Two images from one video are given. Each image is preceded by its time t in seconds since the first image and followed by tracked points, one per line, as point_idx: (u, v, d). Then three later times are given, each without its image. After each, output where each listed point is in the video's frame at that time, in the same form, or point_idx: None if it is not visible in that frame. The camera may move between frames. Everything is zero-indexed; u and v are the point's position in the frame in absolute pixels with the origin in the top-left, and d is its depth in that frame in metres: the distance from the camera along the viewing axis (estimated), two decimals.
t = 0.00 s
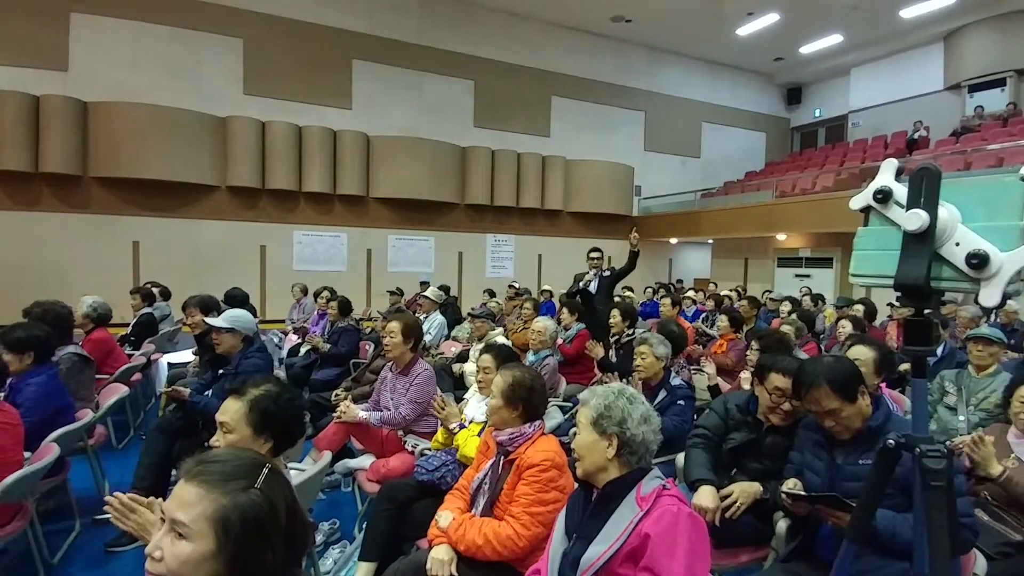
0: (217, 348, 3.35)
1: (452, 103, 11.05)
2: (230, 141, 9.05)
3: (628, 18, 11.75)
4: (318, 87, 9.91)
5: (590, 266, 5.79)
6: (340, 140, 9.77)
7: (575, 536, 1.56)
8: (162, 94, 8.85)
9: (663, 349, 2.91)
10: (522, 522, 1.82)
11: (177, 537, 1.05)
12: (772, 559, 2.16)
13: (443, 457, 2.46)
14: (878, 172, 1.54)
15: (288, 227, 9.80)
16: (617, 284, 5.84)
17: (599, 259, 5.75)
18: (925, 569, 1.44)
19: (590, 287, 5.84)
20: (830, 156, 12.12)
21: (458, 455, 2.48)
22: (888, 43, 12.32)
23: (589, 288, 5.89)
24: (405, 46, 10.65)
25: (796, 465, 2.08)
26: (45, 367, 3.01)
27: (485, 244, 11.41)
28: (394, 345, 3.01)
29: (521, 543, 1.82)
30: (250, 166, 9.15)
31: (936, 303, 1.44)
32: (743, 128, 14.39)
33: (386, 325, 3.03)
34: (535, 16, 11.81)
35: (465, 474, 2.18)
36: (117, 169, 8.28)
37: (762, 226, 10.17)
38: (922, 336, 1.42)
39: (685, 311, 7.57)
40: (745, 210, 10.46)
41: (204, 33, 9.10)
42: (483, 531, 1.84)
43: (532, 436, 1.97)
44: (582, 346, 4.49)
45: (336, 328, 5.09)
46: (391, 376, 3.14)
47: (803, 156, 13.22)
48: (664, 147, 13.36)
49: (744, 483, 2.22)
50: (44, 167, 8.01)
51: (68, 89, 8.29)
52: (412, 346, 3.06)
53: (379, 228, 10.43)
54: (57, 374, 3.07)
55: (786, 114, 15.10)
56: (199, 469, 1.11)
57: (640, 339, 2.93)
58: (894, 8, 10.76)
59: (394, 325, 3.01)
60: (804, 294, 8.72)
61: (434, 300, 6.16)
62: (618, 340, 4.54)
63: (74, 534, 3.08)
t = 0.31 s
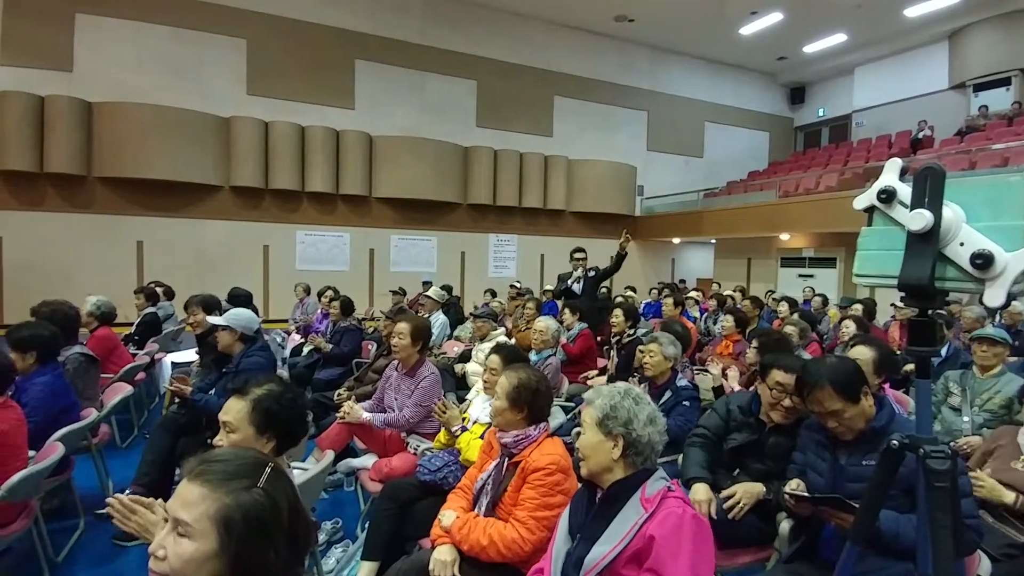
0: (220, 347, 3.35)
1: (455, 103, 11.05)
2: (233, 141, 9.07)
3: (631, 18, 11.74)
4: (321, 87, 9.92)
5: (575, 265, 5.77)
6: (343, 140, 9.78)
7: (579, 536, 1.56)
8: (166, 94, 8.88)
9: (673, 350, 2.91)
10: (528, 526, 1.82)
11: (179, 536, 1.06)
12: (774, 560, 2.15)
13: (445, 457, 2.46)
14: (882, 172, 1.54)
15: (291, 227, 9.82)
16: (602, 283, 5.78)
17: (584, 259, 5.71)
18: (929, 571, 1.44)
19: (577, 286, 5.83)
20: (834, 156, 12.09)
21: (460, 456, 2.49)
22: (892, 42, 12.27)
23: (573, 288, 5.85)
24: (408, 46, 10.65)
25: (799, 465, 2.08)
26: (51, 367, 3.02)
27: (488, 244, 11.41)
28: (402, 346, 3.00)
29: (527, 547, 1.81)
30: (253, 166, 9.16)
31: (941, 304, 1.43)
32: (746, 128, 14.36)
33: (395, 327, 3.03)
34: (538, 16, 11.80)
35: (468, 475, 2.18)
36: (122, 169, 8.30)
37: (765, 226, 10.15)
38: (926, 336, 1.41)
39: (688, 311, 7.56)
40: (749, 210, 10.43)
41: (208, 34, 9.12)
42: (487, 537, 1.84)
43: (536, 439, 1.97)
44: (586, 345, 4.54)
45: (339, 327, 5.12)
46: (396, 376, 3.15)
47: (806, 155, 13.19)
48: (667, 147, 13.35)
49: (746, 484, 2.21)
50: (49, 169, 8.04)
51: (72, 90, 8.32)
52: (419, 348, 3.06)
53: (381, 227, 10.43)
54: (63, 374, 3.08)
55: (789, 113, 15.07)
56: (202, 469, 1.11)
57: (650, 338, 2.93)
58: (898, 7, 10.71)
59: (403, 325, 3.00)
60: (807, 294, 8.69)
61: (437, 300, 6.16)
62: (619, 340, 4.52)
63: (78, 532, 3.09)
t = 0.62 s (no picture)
0: (221, 346, 3.36)
1: (455, 102, 11.04)
2: (234, 142, 9.08)
3: (631, 17, 11.73)
4: (322, 88, 9.92)
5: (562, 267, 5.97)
6: (344, 140, 9.78)
7: (583, 538, 1.56)
8: (167, 94, 8.88)
9: (675, 352, 2.90)
10: (527, 524, 1.82)
11: (181, 535, 1.06)
12: (773, 560, 2.15)
13: (445, 457, 2.46)
14: (883, 172, 1.54)
15: (292, 227, 9.83)
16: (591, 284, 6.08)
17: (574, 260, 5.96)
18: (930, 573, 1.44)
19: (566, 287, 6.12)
20: (834, 156, 12.08)
21: (461, 456, 2.49)
22: (893, 41, 12.25)
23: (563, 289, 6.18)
24: (408, 46, 10.65)
25: (799, 465, 2.07)
26: (52, 367, 3.03)
27: (488, 244, 11.41)
28: (407, 348, 3.00)
29: (526, 544, 1.81)
30: (254, 166, 9.17)
31: (940, 303, 1.43)
32: (747, 128, 14.36)
33: (400, 328, 3.02)
34: (539, 16, 11.80)
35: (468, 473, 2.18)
36: (122, 169, 8.31)
37: (766, 226, 10.14)
38: (927, 336, 1.41)
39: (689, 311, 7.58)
40: (750, 209, 10.42)
41: (209, 34, 9.13)
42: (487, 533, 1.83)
43: (537, 438, 1.98)
44: (589, 346, 4.53)
45: (340, 327, 5.12)
46: (399, 376, 3.15)
47: (808, 155, 13.17)
48: (668, 147, 13.35)
49: (747, 484, 2.20)
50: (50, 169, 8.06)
51: (73, 90, 8.33)
52: (423, 350, 3.07)
53: (382, 227, 10.44)
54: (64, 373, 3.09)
55: (790, 113, 15.06)
56: (203, 469, 1.11)
57: (652, 339, 2.92)
58: (898, 7, 10.70)
59: (408, 327, 3.01)
60: (808, 294, 8.69)
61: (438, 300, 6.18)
62: (623, 340, 4.51)
63: (78, 531, 3.10)
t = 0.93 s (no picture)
0: (222, 344, 3.36)
1: (455, 100, 11.03)
2: (234, 140, 9.08)
3: (632, 15, 11.71)
4: (322, 86, 9.92)
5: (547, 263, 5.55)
6: (344, 138, 9.77)
7: (586, 537, 1.56)
8: (167, 92, 8.87)
9: (679, 354, 2.90)
10: (526, 522, 1.82)
11: (181, 534, 1.06)
12: (773, 558, 2.15)
13: (446, 455, 2.46)
14: (884, 171, 1.54)
15: (292, 225, 9.82)
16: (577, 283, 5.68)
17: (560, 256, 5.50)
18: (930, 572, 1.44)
19: (553, 284, 5.63)
20: (835, 154, 12.07)
21: (461, 455, 2.49)
22: (894, 39, 12.23)
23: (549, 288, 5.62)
24: (408, 43, 10.63)
25: (799, 463, 2.07)
26: (53, 364, 3.02)
27: (489, 242, 11.41)
28: (402, 345, 3.01)
29: (523, 542, 1.81)
30: (254, 164, 9.17)
31: (941, 301, 1.42)
32: (748, 125, 14.35)
33: (395, 325, 3.03)
34: (539, 14, 11.78)
35: (467, 471, 2.18)
36: (122, 167, 8.30)
37: (767, 225, 10.13)
38: (927, 334, 1.41)
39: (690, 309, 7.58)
40: (750, 207, 10.40)
41: (210, 32, 9.12)
42: (483, 536, 1.83)
43: (536, 434, 1.98)
44: (592, 346, 4.52)
45: (341, 326, 5.11)
46: (396, 374, 3.15)
47: (808, 153, 13.16)
48: (668, 145, 13.34)
49: (746, 482, 2.20)
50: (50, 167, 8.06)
51: (74, 88, 8.32)
52: (419, 346, 3.07)
53: (382, 225, 10.43)
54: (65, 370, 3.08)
55: (791, 111, 15.05)
56: (204, 467, 1.11)
57: (655, 341, 2.92)
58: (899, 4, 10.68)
59: (402, 324, 3.01)
60: (808, 292, 8.69)
61: (438, 299, 6.17)
62: (625, 339, 4.48)
63: (80, 529, 3.10)
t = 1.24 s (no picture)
0: (223, 338, 3.36)
1: (456, 93, 11.00)
2: (234, 133, 9.06)
3: (634, 7, 11.65)
4: (322, 78, 9.89)
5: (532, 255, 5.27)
6: (344, 131, 9.75)
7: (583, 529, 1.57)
8: (167, 85, 8.85)
9: (680, 350, 2.90)
10: (528, 517, 1.83)
11: (183, 526, 1.05)
12: (771, 552, 2.15)
13: (446, 448, 2.47)
14: (886, 165, 1.53)
15: (292, 219, 9.81)
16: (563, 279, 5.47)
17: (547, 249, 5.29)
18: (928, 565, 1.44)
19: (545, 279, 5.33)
20: (837, 149, 12.04)
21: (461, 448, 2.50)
22: (897, 32, 12.18)
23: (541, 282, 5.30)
24: (409, 36, 10.59)
25: (798, 458, 2.08)
26: (55, 357, 3.03)
27: (489, 236, 11.39)
28: (397, 337, 3.02)
29: (526, 537, 1.82)
30: (254, 157, 9.16)
31: (942, 297, 1.43)
32: (749, 119, 14.31)
33: (388, 318, 3.03)
34: (540, 6, 11.72)
35: (469, 465, 2.19)
36: (122, 160, 8.29)
37: (768, 219, 10.11)
38: (926, 329, 1.42)
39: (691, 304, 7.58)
40: (751, 201, 10.39)
41: (210, 24, 9.09)
42: (487, 530, 1.83)
43: (537, 429, 1.98)
44: (594, 341, 4.53)
45: (341, 320, 5.10)
46: (393, 367, 3.15)
47: (810, 148, 13.13)
48: (669, 139, 13.31)
49: (744, 477, 2.20)
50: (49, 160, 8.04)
51: (73, 81, 8.30)
52: (414, 338, 3.08)
53: (383, 219, 10.42)
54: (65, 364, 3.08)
55: (793, 105, 15.00)
56: (207, 461, 1.12)
57: (656, 338, 2.92)
58: None
59: (396, 317, 3.02)
60: (809, 287, 8.69)
61: (438, 293, 6.18)
62: (625, 333, 4.47)
63: (82, 521, 3.11)
